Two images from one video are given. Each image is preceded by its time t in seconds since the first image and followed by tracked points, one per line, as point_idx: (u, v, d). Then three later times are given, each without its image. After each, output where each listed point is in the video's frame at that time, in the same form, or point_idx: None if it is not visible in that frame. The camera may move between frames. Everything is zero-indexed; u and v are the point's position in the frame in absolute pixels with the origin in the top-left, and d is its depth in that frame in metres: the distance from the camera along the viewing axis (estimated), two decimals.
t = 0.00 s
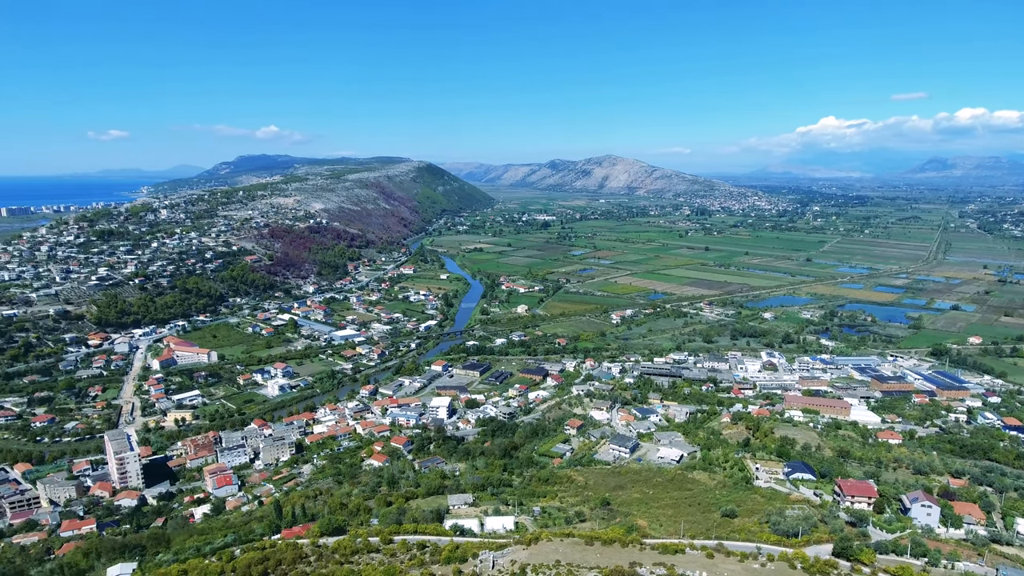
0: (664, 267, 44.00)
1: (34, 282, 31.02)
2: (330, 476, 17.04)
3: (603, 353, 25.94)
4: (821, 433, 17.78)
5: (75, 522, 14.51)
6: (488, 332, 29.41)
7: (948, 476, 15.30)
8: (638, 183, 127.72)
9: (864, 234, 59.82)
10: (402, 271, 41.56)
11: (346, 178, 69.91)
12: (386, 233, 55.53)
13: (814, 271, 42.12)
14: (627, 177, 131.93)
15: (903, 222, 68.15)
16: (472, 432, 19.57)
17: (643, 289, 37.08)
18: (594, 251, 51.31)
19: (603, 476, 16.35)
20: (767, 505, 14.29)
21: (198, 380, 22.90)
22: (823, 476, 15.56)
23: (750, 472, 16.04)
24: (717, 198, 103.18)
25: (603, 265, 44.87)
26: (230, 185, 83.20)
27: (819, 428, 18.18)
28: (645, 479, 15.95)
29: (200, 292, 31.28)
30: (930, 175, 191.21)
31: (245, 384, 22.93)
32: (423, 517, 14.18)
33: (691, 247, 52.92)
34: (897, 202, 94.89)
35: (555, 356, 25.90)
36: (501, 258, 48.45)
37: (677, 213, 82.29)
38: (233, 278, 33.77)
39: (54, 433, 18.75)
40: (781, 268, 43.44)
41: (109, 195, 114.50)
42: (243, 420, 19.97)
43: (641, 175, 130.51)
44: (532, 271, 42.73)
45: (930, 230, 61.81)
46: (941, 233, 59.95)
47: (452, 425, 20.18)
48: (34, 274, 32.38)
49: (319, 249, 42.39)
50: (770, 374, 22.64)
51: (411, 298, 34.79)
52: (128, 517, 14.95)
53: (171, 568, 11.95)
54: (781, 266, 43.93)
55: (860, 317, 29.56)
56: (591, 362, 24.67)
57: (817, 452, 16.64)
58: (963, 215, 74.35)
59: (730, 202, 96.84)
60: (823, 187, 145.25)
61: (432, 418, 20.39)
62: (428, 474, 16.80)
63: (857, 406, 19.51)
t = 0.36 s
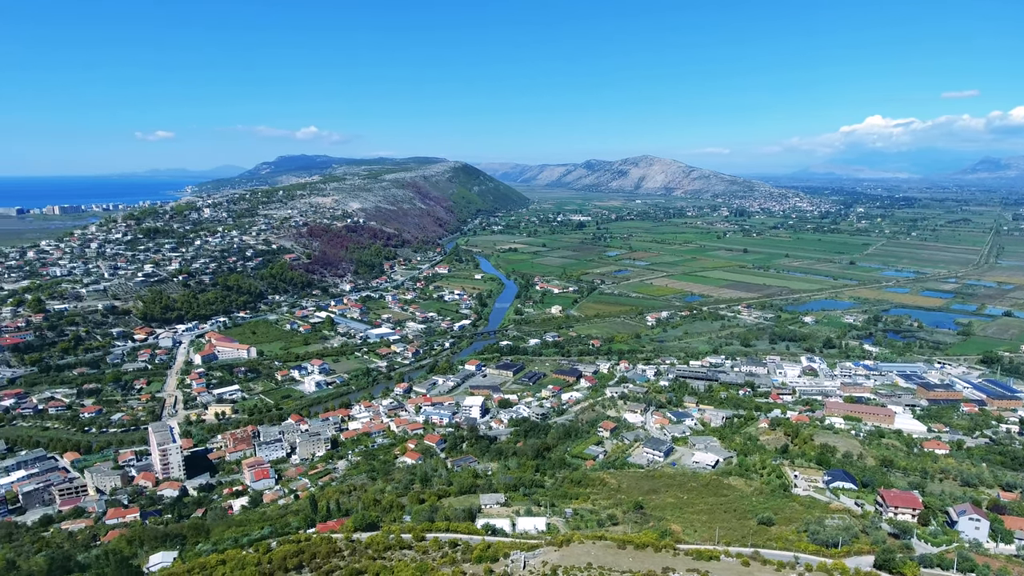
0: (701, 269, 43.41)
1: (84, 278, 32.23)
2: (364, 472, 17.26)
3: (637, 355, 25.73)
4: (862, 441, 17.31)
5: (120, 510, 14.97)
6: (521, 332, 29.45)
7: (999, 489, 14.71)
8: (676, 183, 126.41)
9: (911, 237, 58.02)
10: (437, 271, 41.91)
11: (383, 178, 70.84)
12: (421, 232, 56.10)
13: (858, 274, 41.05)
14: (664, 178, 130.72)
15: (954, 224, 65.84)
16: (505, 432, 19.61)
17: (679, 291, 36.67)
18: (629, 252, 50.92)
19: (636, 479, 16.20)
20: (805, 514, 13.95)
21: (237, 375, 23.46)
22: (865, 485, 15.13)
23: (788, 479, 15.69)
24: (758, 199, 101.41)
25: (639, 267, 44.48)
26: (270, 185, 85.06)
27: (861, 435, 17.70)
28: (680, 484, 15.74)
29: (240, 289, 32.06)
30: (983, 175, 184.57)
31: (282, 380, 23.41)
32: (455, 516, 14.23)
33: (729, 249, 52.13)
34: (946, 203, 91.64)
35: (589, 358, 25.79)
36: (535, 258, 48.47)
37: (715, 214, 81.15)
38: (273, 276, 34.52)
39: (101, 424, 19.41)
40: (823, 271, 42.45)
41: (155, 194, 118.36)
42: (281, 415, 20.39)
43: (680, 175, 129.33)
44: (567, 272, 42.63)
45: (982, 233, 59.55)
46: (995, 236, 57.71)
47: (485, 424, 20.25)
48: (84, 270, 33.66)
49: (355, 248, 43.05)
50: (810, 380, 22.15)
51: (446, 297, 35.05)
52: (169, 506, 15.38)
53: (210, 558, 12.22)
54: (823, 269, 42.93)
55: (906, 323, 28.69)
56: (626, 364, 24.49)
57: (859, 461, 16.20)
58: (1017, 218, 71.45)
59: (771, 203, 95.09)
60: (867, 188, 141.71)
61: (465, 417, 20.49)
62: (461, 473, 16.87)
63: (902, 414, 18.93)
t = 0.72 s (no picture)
0: (750, 272, 42.48)
1: (145, 273, 33.71)
2: (407, 469, 17.48)
3: (684, 359, 25.36)
4: (920, 453, 16.61)
5: (174, 497, 15.54)
6: (565, 333, 29.38)
7: None
8: (725, 185, 124.11)
9: (977, 241, 55.39)
10: (481, 271, 42.21)
11: (429, 178, 71.83)
12: (467, 232, 56.61)
13: (917, 279, 39.46)
14: (711, 179, 128.46)
15: None
16: (547, 433, 19.59)
17: (727, 295, 35.98)
18: (676, 254, 50.21)
19: (680, 485, 15.92)
20: (857, 527, 13.44)
21: (286, 369, 24.12)
22: (922, 500, 14.50)
23: (840, 490, 15.17)
24: (811, 201, 98.61)
25: (686, 269, 43.82)
26: (319, 185, 87.24)
27: (918, 448, 16.99)
28: (725, 491, 15.40)
29: (290, 286, 32.96)
30: None
31: (329, 376, 23.95)
32: (496, 515, 14.23)
33: (779, 252, 50.87)
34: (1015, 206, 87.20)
35: (634, 360, 25.55)
36: (580, 259, 48.30)
37: (767, 216, 79.30)
38: (321, 274, 35.38)
39: (158, 414, 20.22)
40: (880, 275, 40.97)
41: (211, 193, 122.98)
42: (327, 410, 20.85)
43: (729, 176, 126.89)
44: (612, 273, 42.34)
45: None
46: None
47: (528, 425, 20.26)
48: (145, 266, 35.20)
49: (401, 248, 43.74)
50: (865, 388, 21.40)
51: (490, 297, 35.25)
52: (220, 496, 15.87)
53: (258, 547, 12.54)
54: (880, 274, 41.42)
55: (970, 331, 27.43)
56: (671, 368, 24.15)
57: (916, 474, 15.54)
58: None
59: (826, 205, 92.30)
60: (928, 190, 136.06)
61: (508, 417, 20.56)
62: (503, 473, 16.89)
63: (964, 427, 18.08)
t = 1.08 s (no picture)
0: (800, 276, 41.35)
1: (198, 270, 34.95)
2: (448, 467, 17.63)
3: (730, 363, 24.90)
4: (980, 468, 15.85)
5: (223, 487, 16.02)
6: (608, 335, 29.20)
7: None
8: (775, 186, 121.20)
9: None
10: (524, 271, 42.31)
11: (474, 179, 72.45)
12: (510, 233, 56.85)
13: (981, 285, 37.72)
14: (759, 181, 125.68)
15: None
16: (588, 435, 19.49)
17: (776, 299, 35.14)
18: (722, 256, 49.24)
19: (724, 492, 15.59)
20: (912, 542, 12.88)
21: (331, 366, 24.64)
22: (982, 516, 13.83)
23: (892, 503, 14.60)
24: (866, 203, 95.45)
25: (733, 272, 42.92)
26: (365, 185, 88.87)
27: (979, 462, 16.22)
28: (771, 500, 15.01)
29: (337, 284, 33.70)
30: None
31: (373, 373, 24.36)
32: (536, 516, 14.18)
33: (831, 256, 49.41)
34: None
35: (678, 364, 25.19)
36: (624, 261, 47.94)
37: (818, 218, 77.10)
38: (367, 273, 36.06)
39: (209, 406, 20.92)
40: (939, 281, 39.34)
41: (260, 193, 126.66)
42: (371, 407, 21.24)
43: (776, 178, 123.86)
44: (656, 275, 41.88)
45: None
46: None
47: (569, 427, 20.21)
48: (199, 262, 36.51)
49: (445, 248, 44.22)
50: (921, 398, 20.59)
51: (533, 297, 35.31)
52: (266, 487, 16.29)
53: (302, 538, 12.81)
54: (939, 279, 39.78)
55: None
56: (716, 372, 23.74)
57: (976, 490, 14.83)
58: None
59: (882, 207, 89.12)
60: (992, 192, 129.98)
61: (549, 418, 20.54)
62: (543, 474, 16.85)
63: None
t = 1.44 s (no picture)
0: (864, 281, 39.51)
1: (259, 267, 36.37)
2: (495, 466, 17.70)
3: (787, 370, 24.01)
4: None
5: (278, 478, 16.58)
6: (660, 339, 28.68)
7: None
8: (839, 186, 116.25)
9: None
10: (575, 272, 42.08)
11: (526, 179, 72.57)
12: (562, 233, 56.67)
13: None
14: (822, 181, 120.82)
15: None
16: (638, 439, 19.18)
17: (838, 304, 33.68)
18: (781, 259, 47.55)
19: (779, 503, 15.01)
20: (984, 565, 12.04)
21: (383, 362, 25.16)
22: None
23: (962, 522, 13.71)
24: (938, 205, 90.39)
25: (792, 276, 41.40)
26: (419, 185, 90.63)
27: None
28: (829, 514, 14.34)
29: (389, 283, 34.42)
30: None
31: (423, 370, 24.73)
32: (583, 519, 14.03)
33: (899, 260, 47.00)
34: None
35: (732, 369, 24.48)
36: (678, 263, 46.98)
37: (885, 221, 73.46)
38: (419, 272, 36.67)
39: (266, 399, 21.71)
40: (1019, 288, 36.83)
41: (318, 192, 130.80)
42: (420, 404, 21.55)
43: (840, 178, 118.79)
44: (711, 278, 40.87)
45: None
46: None
47: (618, 430, 19.95)
48: (259, 259, 37.99)
49: (497, 247, 44.49)
50: (997, 412, 19.28)
51: (584, 298, 35.06)
52: (319, 479, 16.77)
53: (352, 530, 13.10)
54: (1020, 286, 37.22)
55: None
56: (773, 379, 22.93)
57: None
58: None
59: (956, 210, 84.16)
60: None
61: (597, 421, 20.34)
62: (590, 476, 16.67)
63: None
